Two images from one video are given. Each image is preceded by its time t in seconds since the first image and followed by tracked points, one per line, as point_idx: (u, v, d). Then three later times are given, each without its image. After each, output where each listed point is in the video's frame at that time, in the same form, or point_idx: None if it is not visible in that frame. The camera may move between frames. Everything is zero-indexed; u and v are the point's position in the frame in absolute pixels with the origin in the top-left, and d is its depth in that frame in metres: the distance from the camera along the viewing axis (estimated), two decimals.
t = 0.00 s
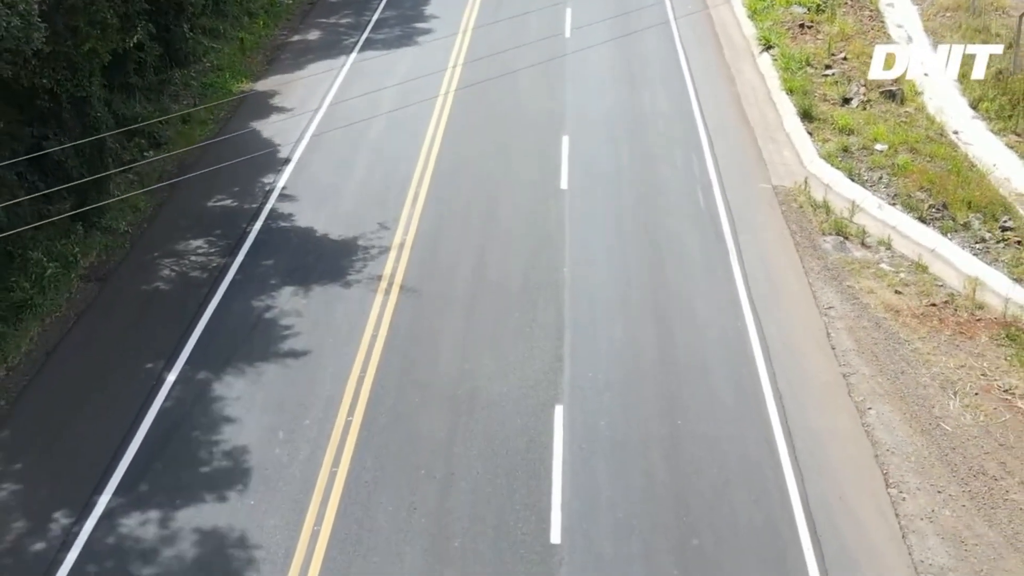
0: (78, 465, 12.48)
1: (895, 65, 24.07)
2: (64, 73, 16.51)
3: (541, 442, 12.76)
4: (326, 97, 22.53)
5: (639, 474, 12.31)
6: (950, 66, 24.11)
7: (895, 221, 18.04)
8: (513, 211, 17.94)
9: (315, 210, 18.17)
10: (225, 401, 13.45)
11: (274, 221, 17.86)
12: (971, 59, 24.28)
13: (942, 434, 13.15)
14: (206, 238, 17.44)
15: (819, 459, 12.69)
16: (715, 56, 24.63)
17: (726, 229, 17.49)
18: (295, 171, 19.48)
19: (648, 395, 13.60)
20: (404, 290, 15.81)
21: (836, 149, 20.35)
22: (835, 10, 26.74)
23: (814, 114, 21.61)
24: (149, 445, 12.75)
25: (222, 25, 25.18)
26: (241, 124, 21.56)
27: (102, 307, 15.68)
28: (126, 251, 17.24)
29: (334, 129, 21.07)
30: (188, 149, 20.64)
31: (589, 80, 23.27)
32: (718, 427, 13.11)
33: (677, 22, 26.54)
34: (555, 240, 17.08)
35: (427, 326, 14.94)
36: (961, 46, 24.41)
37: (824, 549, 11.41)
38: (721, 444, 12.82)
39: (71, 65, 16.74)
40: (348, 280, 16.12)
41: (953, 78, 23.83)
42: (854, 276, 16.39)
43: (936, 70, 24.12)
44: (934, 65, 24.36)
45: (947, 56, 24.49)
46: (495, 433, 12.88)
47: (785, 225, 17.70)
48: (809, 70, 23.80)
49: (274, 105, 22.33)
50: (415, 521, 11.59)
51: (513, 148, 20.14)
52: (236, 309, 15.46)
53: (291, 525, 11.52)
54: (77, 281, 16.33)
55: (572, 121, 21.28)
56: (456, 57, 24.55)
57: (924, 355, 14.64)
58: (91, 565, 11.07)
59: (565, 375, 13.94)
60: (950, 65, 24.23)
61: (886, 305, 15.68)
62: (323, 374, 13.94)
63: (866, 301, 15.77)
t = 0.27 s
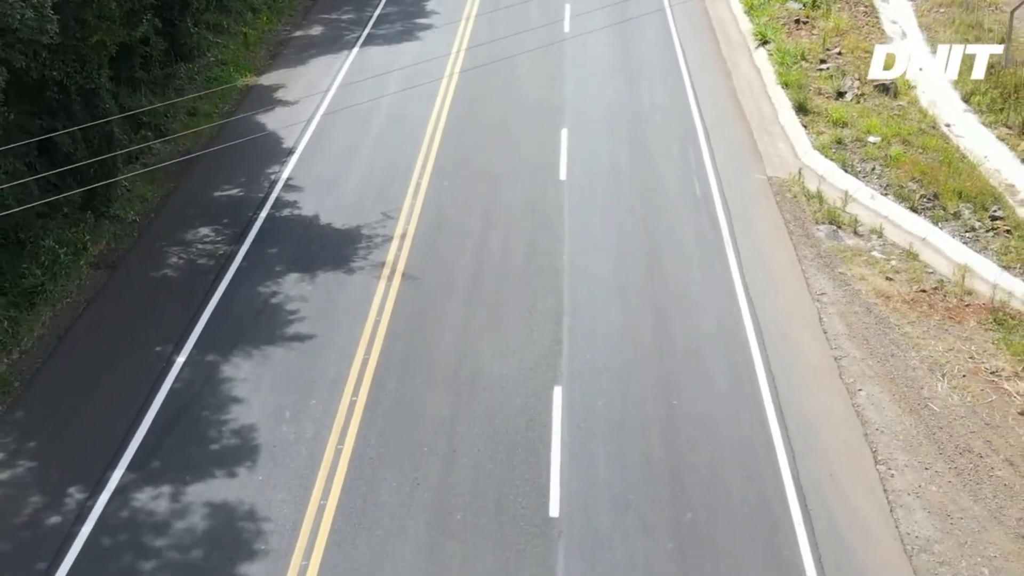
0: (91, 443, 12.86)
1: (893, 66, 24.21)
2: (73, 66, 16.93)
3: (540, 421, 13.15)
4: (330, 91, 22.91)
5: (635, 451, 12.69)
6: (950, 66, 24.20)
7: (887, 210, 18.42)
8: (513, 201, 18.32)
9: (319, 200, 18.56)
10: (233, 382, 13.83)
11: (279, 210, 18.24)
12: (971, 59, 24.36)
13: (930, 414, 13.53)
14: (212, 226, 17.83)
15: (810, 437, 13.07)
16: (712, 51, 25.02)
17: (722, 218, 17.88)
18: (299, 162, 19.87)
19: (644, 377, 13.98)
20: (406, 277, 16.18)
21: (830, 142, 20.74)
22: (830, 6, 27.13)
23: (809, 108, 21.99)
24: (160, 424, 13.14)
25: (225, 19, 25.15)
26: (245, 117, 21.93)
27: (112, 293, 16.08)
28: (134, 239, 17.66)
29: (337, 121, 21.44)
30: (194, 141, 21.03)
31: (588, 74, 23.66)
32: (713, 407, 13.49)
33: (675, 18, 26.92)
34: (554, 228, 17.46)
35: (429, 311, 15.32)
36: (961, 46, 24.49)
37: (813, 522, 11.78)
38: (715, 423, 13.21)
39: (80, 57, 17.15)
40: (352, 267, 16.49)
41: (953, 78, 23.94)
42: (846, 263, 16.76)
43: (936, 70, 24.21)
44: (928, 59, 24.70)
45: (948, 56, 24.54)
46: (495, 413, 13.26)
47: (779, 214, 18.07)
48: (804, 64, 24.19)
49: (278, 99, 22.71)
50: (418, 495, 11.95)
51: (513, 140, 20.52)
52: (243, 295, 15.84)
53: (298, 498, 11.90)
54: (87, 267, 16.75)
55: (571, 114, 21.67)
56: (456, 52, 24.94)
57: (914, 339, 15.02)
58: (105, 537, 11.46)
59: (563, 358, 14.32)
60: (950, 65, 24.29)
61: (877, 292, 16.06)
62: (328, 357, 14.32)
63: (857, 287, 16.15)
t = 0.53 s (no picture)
0: (103, 424, 13.20)
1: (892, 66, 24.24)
2: (82, 59, 17.28)
3: (539, 403, 13.50)
4: (333, 85, 23.24)
5: (632, 432, 13.04)
6: (950, 67, 24.21)
7: (880, 201, 18.77)
8: (513, 192, 18.66)
9: (323, 191, 18.91)
10: (240, 366, 14.18)
11: (284, 201, 18.60)
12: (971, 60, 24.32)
13: (920, 396, 13.87)
14: (218, 216, 18.17)
15: (803, 419, 13.41)
16: (709, 46, 25.36)
17: (718, 209, 18.23)
18: (303, 154, 20.24)
19: (642, 361, 14.34)
20: (409, 265, 16.53)
21: (825, 134, 21.09)
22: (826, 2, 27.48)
23: (805, 102, 22.34)
24: (170, 405, 13.48)
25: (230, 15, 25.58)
26: (249, 111, 22.25)
27: (121, 280, 16.42)
28: (142, 229, 17.99)
29: (340, 115, 21.79)
30: (199, 133, 21.34)
31: (587, 69, 23.99)
32: (708, 389, 13.85)
33: (673, 14, 27.26)
34: (554, 218, 17.80)
35: (431, 298, 15.67)
36: (961, 46, 24.47)
37: (805, 499, 12.12)
38: (711, 405, 13.56)
39: (88, 50, 17.45)
40: (356, 255, 16.84)
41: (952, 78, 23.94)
42: (840, 252, 17.11)
43: (935, 70, 24.24)
44: (923, 54, 24.99)
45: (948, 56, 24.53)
46: (496, 395, 13.61)
47: (775, 205, 18.41)
48: (800, 59, 24.54)
49: (282, 93, 23.04)
50: (420, 473, 12.30)
51: (513, 133, 20.86)
52: (249, 282, 16.19)
53: (304, 476, 12.25)
54: (96, 255, 17.08)
55: (570, 107, 22.00)
56: (457, 47, 25.27)
57: (905, 325, 15.36)
58: (118, 513, 11.80)
59: (563, 343, 14.66)
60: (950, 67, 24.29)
61: (870, 280, 16.40)
62: (333, 342, 14.67)
63: (850, 275, 16.49)
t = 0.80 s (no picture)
0: (114, 406, 13.54)
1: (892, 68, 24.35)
2: (90, 52, 17.66)
3: (539, 386, 13.85)
4: (336, 79, 23.58)
5: (629, 413, 13.39)
6: (950, 67, 24.16)
7: (874, 192, 19.12)
8: (514, 184, 19.00)
9: (327, 183, 19.26)
10: (247, 351, 14.52)
11: (289, 192, 18.96)
12: (971, 60, 24.23)
13: (910, 380, 14.22)
14: (224, 207, 18.52)
15: (797, 401, 13.75)
16: (706, 42, 25.71)
17: (714, 199, 18.57)
18: (307, 147, 20.60)
19: (639, 346, 14.68)
20: (411, 254, 16.88)
21: (820, 128, 21.44)
22: None
23: (800, 96, 22.69)
24: (179, 389, 13.82)
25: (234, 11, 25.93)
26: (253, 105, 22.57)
27: (129, 269, 16.77)
28: (149, 220, 18.35)
29: (343, 109, 22.13)
30: (205, 127, 21.65)
31: (586, 64, 24.33)
32: (703, 373, 14.19)
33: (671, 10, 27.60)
34: (553, 209, 18.14)
35: (433, 286, 16.01)
36: (962, 46, 24.37)
37: (798, 477, 12.47)
38: (707, 388, 13.91)
39: (97, 44, 17.80)
40: (359, 244, 17.19)
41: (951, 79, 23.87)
42: (834, 241, 17.46)
43: (935, 71, 24.24)
44: (918, 50, 25.30)
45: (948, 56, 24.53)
46: (497, 379, 13.95)
47: (770, 196, 18.76)
48: (796, 54, 24.89)
49: (285, 87, 23.37)
50: (424, 453, 12.64)
51: (513, 126, 21.20)
52: (255, 271, 16.53)
53: (311, 455, 12.60)
54: (105, 245, 17.44)
55: (570, 102, 22.35)
56: (458, 43, 25.60)
57: (896, 311, 15.71)
58: (130, 491, 12.14)
59: (562, 329, 15.01)
60: (950, 65, 24.27)
61: (862, 268, 16.76)
62: (337, 328, 15.01)
63: (844, 264, 16.83)
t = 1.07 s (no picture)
0: (128, 385, 13.97)
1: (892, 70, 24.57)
2: (101, 45, 18.02)
3: (540, 366, 14.26)
4: (339, 73, 23.99)
5: (628, 392, 13.79)
6: (950, 68, 24.38)
7: (867, 182, 19.52)
8: (515, 174, 19.40)
9: (332, 173, 19.67)
10: (256, 333, 14.92)
11: (295, 182, 19.38)
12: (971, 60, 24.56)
13: (901, 361, 14.62)
14: (232, 196, 18.93)
15: (790, 381, 14.15)
16: (704, 36, 26.10)
17: (711, 188, 18.98)
18: (312, 138, 21.01)
19: (637, 328, 15.09)
20: (415, 240, 17.28)
21: (816, 120, 21.84)
22: None
23: (796, 89, 23.09)
24: (191, 369, 14.23)
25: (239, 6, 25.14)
26: (259, 98, 22.97)
27: (140, 256, 17.18)
28: (158, 209, 18.77)
29: (346, 101, 22.53)
30: (211, 122, 22.10)
31: (586, 57, 24.71)
32: (700, 354, 14.60)
33: (670, 5, 27.99)
34: (553, 198, 18.54)
35: (437, 271, 16.41)
36: (961, 46, 24.67)
37: (791, 452, 12.88)
38: (703, 368, 14.31)
39: (107, 36, 18.15)
40: (364, 231, 17.59)
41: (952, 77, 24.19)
42: (828, 229, 17.85)
43: (935, 71, 24.44)
44: (912, 45, 25.69)
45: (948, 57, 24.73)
46: (499, 359, 14.37)
47: (766, 185, 19.16)
48: (793, 48, 25.29)
49: (290, 80, 23.77)
50: (429, 429, 13.06)
51: (514, 118, 21.60)
52: (262, 257, 16.94)
53: (320, 431, 13.00)
54: (116, 233, 17.86)
55: (570, 94, 22.75)
56: (459, 37, 26.00)
57: (888, 296, 16.11)
58: (144, 465, 12.53)
59: (562, 312, 15.41)
60: (950, 66, 24.48)
61: (856, 254, 17.16)
62: (344, 311, 15.41)
63: (837, 250, 17.23)
